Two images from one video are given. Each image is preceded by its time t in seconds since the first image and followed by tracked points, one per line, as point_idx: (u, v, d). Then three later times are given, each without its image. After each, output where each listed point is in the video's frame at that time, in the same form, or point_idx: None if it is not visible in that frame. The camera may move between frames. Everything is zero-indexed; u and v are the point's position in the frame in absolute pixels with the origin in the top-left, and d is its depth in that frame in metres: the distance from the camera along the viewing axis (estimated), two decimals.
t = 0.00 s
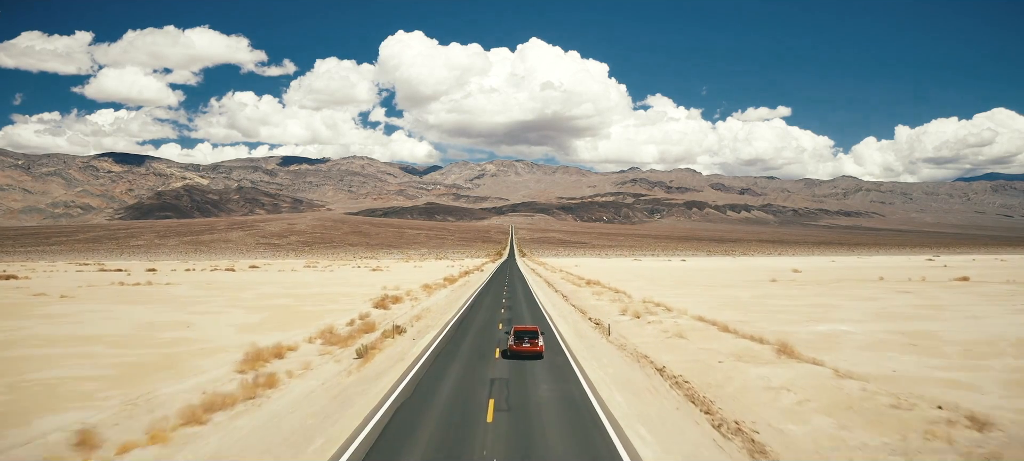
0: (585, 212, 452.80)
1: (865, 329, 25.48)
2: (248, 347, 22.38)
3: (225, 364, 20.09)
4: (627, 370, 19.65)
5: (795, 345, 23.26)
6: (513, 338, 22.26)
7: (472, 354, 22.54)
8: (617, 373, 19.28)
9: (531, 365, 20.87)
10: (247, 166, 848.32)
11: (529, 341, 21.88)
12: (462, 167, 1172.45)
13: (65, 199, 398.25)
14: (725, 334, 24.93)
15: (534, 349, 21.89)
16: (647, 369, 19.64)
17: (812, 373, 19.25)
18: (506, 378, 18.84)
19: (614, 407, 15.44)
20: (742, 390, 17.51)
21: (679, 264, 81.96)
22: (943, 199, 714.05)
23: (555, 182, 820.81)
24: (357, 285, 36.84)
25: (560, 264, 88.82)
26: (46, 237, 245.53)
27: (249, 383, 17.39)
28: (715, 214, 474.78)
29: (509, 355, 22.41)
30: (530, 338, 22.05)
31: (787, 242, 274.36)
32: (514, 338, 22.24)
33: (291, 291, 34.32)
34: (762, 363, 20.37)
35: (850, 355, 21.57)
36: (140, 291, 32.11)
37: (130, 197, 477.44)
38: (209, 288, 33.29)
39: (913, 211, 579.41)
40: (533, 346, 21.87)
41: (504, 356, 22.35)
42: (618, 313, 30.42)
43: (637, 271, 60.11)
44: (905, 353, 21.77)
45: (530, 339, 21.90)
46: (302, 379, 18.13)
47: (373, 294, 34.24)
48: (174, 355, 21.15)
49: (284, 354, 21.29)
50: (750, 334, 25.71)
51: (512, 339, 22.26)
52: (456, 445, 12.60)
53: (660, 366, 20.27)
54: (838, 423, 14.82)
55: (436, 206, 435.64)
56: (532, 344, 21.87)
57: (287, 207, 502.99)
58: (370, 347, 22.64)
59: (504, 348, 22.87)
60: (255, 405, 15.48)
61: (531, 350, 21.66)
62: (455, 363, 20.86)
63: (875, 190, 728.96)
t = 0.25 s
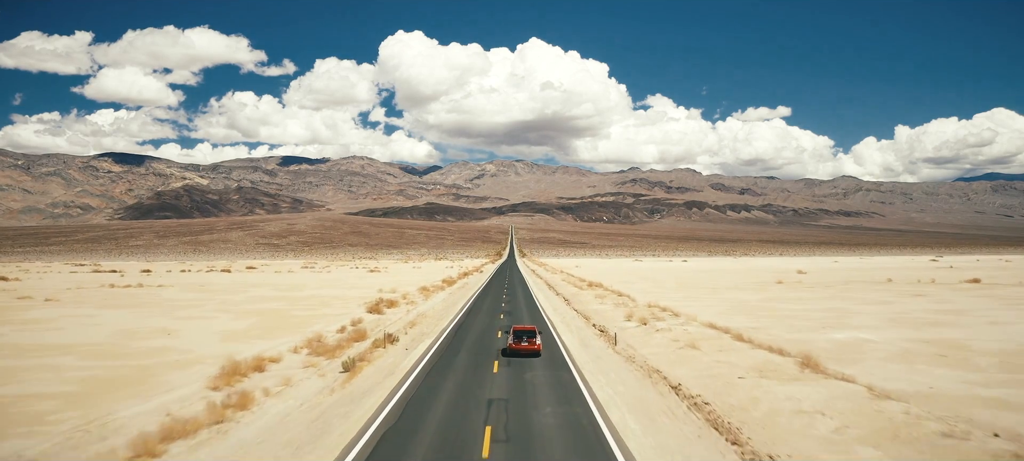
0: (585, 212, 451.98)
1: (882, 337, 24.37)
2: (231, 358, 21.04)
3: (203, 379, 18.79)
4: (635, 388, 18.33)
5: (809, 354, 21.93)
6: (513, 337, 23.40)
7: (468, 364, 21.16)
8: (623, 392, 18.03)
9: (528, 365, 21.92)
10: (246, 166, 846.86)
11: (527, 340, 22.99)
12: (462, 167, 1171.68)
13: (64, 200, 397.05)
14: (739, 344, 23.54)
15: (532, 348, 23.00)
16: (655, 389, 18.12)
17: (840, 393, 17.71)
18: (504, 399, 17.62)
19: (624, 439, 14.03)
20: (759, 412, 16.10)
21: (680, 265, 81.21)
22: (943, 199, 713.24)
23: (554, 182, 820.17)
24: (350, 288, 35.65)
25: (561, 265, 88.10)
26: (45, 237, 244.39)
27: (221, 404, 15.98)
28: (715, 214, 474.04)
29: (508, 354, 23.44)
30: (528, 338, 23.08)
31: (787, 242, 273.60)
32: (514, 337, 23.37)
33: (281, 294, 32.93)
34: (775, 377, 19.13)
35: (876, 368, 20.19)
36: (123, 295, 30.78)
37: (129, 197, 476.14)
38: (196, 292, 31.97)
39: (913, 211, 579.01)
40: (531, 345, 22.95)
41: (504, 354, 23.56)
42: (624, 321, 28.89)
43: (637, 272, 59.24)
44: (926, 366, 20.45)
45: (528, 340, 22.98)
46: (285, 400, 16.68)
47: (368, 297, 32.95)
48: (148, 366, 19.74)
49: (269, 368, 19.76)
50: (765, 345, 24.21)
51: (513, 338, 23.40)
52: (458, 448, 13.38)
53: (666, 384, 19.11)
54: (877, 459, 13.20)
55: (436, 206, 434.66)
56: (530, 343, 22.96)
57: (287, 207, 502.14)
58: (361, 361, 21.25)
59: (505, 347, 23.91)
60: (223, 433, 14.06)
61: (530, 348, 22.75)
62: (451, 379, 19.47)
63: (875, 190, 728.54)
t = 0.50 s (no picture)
0: (585, 212, 451.16)
1: (911, 346, 22.35)
2: (202, 374, 18.51)
3: (160, 402, 15.88)
4: (656, 404, 15.84)
5: (839, 367, 19.81)
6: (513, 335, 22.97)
7: (466, 376, 18.65)
8: (643, 410, 15.55)
9: (530, 362, 21.36)
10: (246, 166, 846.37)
11: (527, 339, 22.34)
12: (462, 167, 1171.71)
13: (64, 200, 395.94)
14: (761, 356, 20.96)
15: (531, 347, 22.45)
16: (680, 410, 15.50)
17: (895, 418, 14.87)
18: (506, 418, 14.98)
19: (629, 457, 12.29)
20: (809, 436, 13.60)
21: (681, 266, 79.84)
22: (943, 199, 712.79)
23: (554, 182, 819.48)
24: (341, 292, 33.32)
25: (562, 266, 86.56)
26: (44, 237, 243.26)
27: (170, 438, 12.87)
28: (715, 215, 473.09)
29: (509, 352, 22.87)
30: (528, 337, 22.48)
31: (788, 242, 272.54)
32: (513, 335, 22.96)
33: (269, 300, 30.61)
34: (815, 393, 16.69)
35: (916, 387, 17.72)
36: (99, 302, 28.45)
37: (129, 197, 474.90)
38: (179, 299, 29.64)
39: (913, 211, 578.15)
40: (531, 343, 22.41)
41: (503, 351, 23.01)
42: (635, 329, 26.34)
43: (639, 274, 57.78)
44: (973, 382, 18.28)
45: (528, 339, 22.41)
46: (250, 422, 14.06)
47: (359, 303, 30.56)
48: (106, 382, 17.27)
49: (240, 385, 17.18)
50: (791, 358, 21.50)
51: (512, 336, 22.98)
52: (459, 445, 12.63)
53: (691, 399, 16.50)
54: None
55: (435, 206, 433.44)
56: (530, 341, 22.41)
57: (287, 207, 501.02)
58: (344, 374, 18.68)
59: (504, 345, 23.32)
60: None
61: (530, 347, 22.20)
62: (445, 393, 16.96)
63: (875, 190, 727.84)
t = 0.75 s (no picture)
0: (585, 212, 450.33)
1: (937, 356, 21.11)
2: (174, 391, 17.02)
3: (121, 426, 14.28)
4: (670, 427, 14.43)
5: (862, 381, 18.56)
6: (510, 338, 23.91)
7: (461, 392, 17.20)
8: (655, 433, 14.13)
9: (528, 360, 22.15)
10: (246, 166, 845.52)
11: (524, 338, 23.23)
12: (462, 167, 1171.05)
13: (64, 200, 395.11)
14: (782, 370, 19.53)
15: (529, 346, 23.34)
16: (700, 436, 13.93)
17: (944, 452, 13.18)
18: (505, 445, 13.52)
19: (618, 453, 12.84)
20: None
21: (683, 267, 79.11)
22: (943, 199, 711.83)
23: (554, 182, 818.69)
24: (334, 296, 31.99)
25: (561, 267, 85.76)
26: (43, 237, 242.38)
27: None
28: (716, 215, 472.42)
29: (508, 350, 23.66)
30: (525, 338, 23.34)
31: (788, 242, 271.66)
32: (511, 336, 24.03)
33: (258, 305, 29.22)
34: (846, 417, 15.25)
35: (960, 407, 16.22)
36: (80, 308, 27.16)
37: (128, 197, 473.77)
38: (164, 304, 28.32)
39: (913, 212, 577.62)
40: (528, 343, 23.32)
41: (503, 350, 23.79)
42: (644, 338, 24.84)
43: (641, 275, 56.87)
44: (1012, 398, 16.92)
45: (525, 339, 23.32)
46: (219, 451, 12.55)
47: (351, 309, 29.18)
48: (68, 402, 15.79)
49: (213, 405, 15.66)
50: (812, 370, 20.02)
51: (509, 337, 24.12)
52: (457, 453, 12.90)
53: (709, 422, 15.05)
54: None
55: (435, 206, 432.59)
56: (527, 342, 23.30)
57: (287, 207, 500.13)
58: (329, 391, 17.19)
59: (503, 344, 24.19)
60: None
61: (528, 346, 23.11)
62: (439, 415, 15.70)
63: (875, 190, 727.39)
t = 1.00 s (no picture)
0: (585, 212, 449.56)
1: (977, 369, 19.38)
2: (134, 413, 15.12)
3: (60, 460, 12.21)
4: (696, 457, 12.57)
5: (898, 399, 16.86)
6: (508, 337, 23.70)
7: (458, 410, 15.43)
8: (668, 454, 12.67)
9: (524, 359, 21.79)
10: (246, 166, 844.34)
11: (522, 337, 23.09)
12: (462, 167, 1170.58)
13: (63, 200, 394.16)
14: (815, 389, 17.50)
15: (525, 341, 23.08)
16: None
17: None
18: None
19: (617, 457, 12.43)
20: None
21: (684, 268, 78.02)
22: (943, 199, 711.55)
23: (554, 182, 818.17)
24: (324, 301, 30.18)
25: (562, 268, 84.54)
26: (42, 237, 241.19)
27: None
28: (716, 215, 471.69)
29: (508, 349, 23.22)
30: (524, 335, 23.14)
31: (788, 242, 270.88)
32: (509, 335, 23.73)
33: (242, 312, 27.46)
34: (893, 446, 13.41)
35: None
36: (51, 315, 25.37)
37: (128, 197, 472.58)
38: (142, 311, 26.51)
39: (913, 212, 577.37)
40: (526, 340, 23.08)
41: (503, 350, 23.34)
42: (658, 349, 22.88)
43: (643, 277, 55.57)
44: None
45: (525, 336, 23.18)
46: None
47: (341, 316, 27.34)
48: (12, 425, 13.92)
49: (173, 430, 13.71)
50: (846, 389, 18.02)
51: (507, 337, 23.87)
52: None
53: (739, 457, 12.82)
54: None
55: (435, 206, 431.56)
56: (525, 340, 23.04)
57: (286, 207, 499.12)
58: (306, 415, 14.70)
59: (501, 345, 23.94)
60: None
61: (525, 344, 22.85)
62: (432, 437, 13.53)
63: (875, 190, 727.03)
